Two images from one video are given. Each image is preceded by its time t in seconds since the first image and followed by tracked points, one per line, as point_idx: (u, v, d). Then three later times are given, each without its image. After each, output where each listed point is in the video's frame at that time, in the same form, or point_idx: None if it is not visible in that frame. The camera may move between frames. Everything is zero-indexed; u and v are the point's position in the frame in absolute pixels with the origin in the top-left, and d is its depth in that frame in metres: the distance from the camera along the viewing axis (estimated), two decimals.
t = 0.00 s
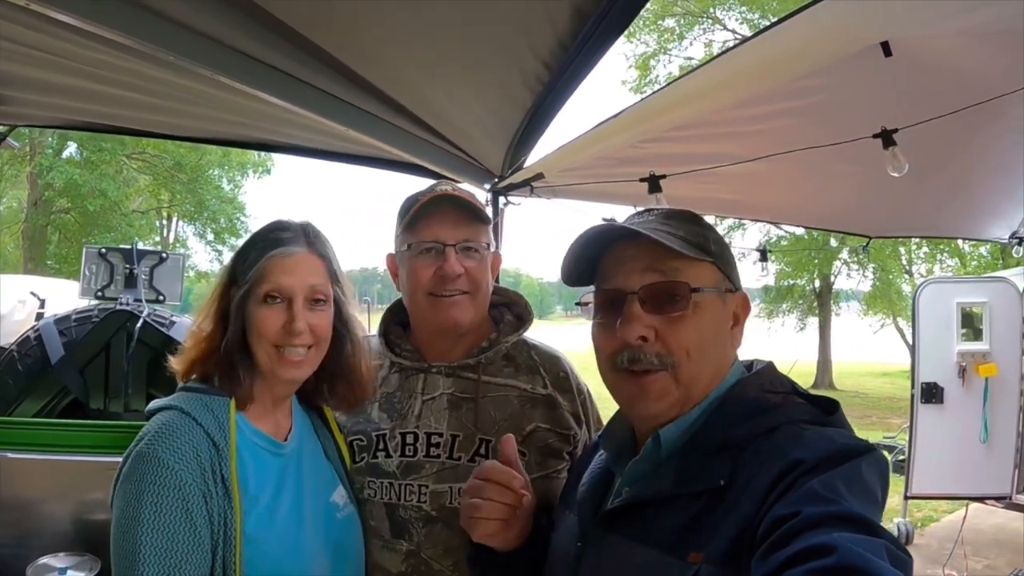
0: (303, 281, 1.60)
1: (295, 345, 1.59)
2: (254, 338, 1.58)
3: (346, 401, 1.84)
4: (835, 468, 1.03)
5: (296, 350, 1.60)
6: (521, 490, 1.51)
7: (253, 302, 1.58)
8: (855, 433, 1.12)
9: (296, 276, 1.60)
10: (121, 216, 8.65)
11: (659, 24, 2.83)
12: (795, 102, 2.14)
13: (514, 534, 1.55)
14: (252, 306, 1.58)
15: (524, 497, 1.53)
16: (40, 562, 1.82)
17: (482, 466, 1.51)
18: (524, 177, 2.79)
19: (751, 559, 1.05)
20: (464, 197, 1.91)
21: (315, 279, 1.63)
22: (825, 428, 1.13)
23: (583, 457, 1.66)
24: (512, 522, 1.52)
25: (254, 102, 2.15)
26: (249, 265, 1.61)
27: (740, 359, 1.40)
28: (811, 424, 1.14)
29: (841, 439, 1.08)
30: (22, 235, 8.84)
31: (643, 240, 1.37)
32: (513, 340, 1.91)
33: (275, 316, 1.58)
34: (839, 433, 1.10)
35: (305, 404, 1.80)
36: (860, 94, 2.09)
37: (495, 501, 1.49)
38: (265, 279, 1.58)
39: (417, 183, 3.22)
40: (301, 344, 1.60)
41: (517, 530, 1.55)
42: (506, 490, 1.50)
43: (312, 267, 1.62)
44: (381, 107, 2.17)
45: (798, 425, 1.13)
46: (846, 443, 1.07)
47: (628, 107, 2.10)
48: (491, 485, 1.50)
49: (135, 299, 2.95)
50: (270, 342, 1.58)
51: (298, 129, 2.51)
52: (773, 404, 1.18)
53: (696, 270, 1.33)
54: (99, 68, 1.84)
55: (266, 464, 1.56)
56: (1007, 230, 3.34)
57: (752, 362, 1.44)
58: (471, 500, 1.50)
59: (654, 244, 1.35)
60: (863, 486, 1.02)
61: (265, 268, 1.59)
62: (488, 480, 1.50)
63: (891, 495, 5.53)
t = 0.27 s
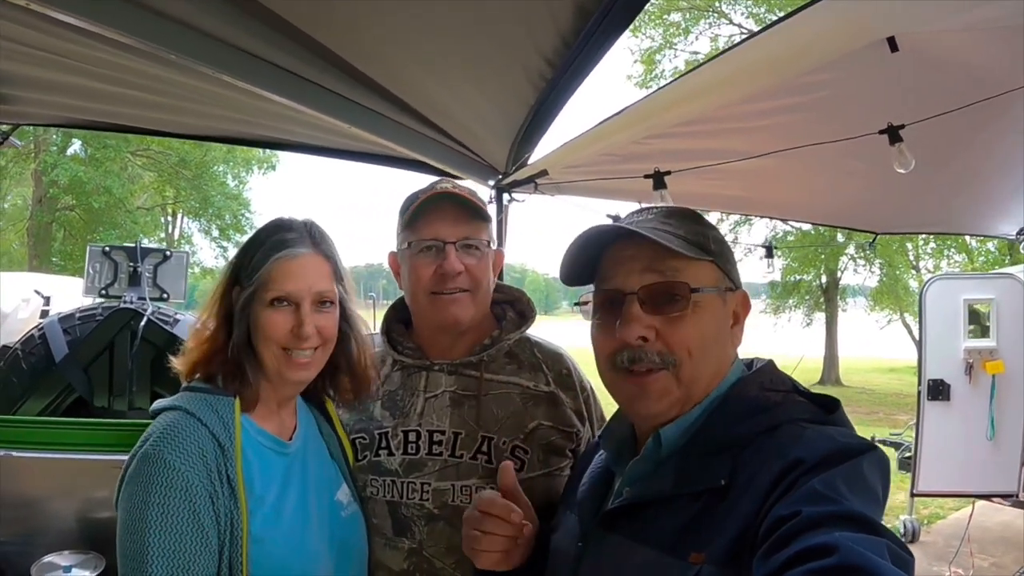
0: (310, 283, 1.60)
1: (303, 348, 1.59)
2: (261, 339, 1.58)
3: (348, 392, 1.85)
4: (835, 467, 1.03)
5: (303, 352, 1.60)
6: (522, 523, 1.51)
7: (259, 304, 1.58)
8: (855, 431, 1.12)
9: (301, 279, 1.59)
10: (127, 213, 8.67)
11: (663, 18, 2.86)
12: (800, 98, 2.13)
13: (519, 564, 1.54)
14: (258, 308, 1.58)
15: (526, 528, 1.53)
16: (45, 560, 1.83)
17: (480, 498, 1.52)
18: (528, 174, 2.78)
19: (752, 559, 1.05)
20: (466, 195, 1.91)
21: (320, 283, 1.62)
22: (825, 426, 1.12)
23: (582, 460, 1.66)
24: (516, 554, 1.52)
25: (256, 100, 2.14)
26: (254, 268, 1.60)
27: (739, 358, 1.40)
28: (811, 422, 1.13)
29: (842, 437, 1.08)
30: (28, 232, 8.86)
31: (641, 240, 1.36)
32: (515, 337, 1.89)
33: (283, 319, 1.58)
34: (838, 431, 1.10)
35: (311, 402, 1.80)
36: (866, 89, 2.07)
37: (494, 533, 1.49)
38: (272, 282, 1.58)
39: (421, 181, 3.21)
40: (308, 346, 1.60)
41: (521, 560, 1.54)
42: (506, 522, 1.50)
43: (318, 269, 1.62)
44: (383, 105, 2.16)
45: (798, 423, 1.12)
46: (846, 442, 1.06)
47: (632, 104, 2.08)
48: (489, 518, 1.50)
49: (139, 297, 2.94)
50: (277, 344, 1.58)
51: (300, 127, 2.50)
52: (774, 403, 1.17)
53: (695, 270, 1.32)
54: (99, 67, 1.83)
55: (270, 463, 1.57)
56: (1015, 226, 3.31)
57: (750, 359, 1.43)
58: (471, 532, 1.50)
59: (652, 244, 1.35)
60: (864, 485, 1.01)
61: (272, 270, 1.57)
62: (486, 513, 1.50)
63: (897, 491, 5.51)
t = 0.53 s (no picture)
0: (318, 276, 1.61)
1: (312, 340, 1.61)
2: (269, 333, 1.59)
3: (352, 393, 1.86)
4: (834, 466, 1.04)
5: (311, 345, 1.61)
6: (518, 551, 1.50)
7: (267, 297, 1.58)
8: (854, 430, 1.14)
9: (308, 271, 1.60)
10: (133, 214, 8.66)
11: (668, 22, 2.86)
12: (802, 100, 2.14)
13: None
14: (266, 301, 1.59)
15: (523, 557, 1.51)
16: (52, 557, 1.84)
17: (475, 526, 1.51)
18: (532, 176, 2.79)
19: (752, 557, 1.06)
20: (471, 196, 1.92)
21: (327, 276, 1.63)
22: (824, 425, 1.14)
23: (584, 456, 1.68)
24: None
25: (260, 102, 2.15)
26: (262, 264, 1.61)
27: (739, 357, 1.42)
28: (811, 421, 1.15)
29: (842, 436, 1.09)
30: (34, 234, 8.87)
31: (639, 242, 1.38)
32: (520, 338, 1.91)
33: (292, 311, 1.59)
34: (838, 430, 1.12)
35: (316, 404, 1.82)
36: (868, 91, 2.08)
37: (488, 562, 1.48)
38: (280, 277, 1.59)
39: (425, 182, 3.23)
40: (316, 339, 1.61)
41: None
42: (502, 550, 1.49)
43: (325, 263, 1.63)
44: (388, 107, 2.17)
45: (798, 422, 1.14)
46: (846, 441, 1.08)
47: (636, 106, 2.10)
48: (486, 547, 1.49)
49: (145, 298, 2.96)
50: (285, 337, 1.59)
51: (305, 129, 2.52)
52: (774, 402, 1.20)
53: (692, 272, 1.34)
54: (103, 68, 1.84)
55: (275, 463, 1.57)
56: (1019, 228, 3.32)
57: (750, 359, 1.46)
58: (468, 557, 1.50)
59: (648, 245, 1.37)
60: (863, 484, 1.03)
61: (280, 265, 1.59)
62: (482, 542, 1.49)
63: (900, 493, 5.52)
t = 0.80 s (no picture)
0: (325, 285, 1.59)
1: (318, 349, 1.58)
2: (273, 340, 1.56)
3: (349, 396, 1.83)
4: (840, 467, 1.03)
5: (317, 353, 1.59)
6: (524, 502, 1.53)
7: (272, 305, 1.56)
8: (860, 430, 1.13)
9: (315, 280, 1.58)
10: (130, 216, 8.69)
11: (670, 22, 2.82)
12: (808, 100, 2.13)
13: (518, 546, 1.54)
14: (271, 308, 1.56)
15: (528, 508, 1.54)
16: (49, 563, 1.82)
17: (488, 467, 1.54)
18: (536, 177, 2.78)
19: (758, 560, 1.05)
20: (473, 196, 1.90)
21: (334, 284, 1.61)
22: (830, 425, 1.13)
23: (586, 456, 1.65)
24: (516, 533, 1.52)
25: (260, 102, 2.13)
26: (269, 269, 1.59)
27: (743, 358, 1.39)
28: (816, 421, 1.13)
29: (847, 437, 1.08)
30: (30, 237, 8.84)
31: (635, 242, 1.36)
32: (523, 340, 1.89)
33: (298, 320, 1.57)
34: (844, 430, 1.10)
35: (317, 407, 1.80)
36: (875, 91, 2.06)
37: (497, 504, 1.50)
38: (287, 284, 1.56)
39: (427, 184, 3.21)
40: (322, 348, 1.59)
41: (520, 544, 1.54)
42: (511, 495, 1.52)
43: (333, 271, 1.61)
44: (390, 107, 2.16)
45: (803, 423, 1.13)
46: (852, 441, 1.06)
47: (641, 107, 2.08)
48: (495, 487, 1.51)
49: (145, 300, 2.95)
50: (291, 345, 1.57)
51: (306, 129, 2.50)
52: (778, 403, 1.17)
53: (691, 272, 1.31)
54: (103, 68, 1.83)
55: (277, 466, 1.55)
56: None
57: (755, 360, 1.43)
58: (476, 498, 1.52)
59: (643, 245, 1.35)
60: (869, 484, 1.01)
61: (286, 272, 1.56)
62: (493, 481, 1.52)
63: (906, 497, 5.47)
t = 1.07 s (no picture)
0: (332, 276, 1.56)
1: (326, 341, 1.55)
2: (280, 332, 1.53)
3: (356, 395, 1.80)
4: (849, 466, 1.00)
5: (324, 345, 1.56)
6: (540, 523, 1.44)
7: (278, 296, 1.53)
8: (869, 428, 1.10)
9: (322, 271, 1.55)
10: (125, 214, 8.65)
11: (672, 16, 2.76)
12: (817, 94, 2.10)
13: (524, 560, 1.47)
14: (278, 300, 1.53)
15: (544, 530, 1.44)
16: (47, 565, 1.78)
17: (504, 483, 1.44)
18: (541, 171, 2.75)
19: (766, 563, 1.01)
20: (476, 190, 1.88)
21: (341, 276, 1.58)
22: (838, 423, 1.10)
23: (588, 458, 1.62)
24: (525, 551, 1.44)
25: (261, 95, 2.10)
26: (273, 261, 1.56)
27: (749, 357, 1.36)
28: (824, 420, 1.11)
29: (857, 435, 1.05)
30: (24, 235, 8.79)
31: (638, 239, 1.33)
32: (530, 337, 1.86)
33: (305, 311, 1.54)
34: (852, 429, 1.07)
35: (323, 409, 1.77)
36: (884, 84, 2.03)
37: (513, 525, 1.41)
38: (293, 275, 1.54)
39: (429, 179, 3.17)
40: (330, 339, 1.56)
41: (527, 558, 1.47)
42: (527, 515, 1.43)
43: (339, 262, 1.58)
44: (393, 101, 2.12)
45: (811, 422, 1.10)
46: (862, 440, 1.03)
47: (647, 101, 2.05)
48: (510, 505, 1.42)
49: (142, 298, 2.91)
50: (299, 337, 1.54)
51: (308, 124, 2.47)
52: (785, 401, 1.15)
53: (695, 267, 1.28)
54: (100, 62, 1.79)
55: (280, 466, 1.52)
56: None
57: (759, 356, 1.41)
58: (488, 513, 1.43)
59: (645, 240, 1.32)
60: (879, 484, 0.98)
61: (293, 263, 1.54)
62: (508, 500, 1.42)
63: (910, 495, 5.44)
